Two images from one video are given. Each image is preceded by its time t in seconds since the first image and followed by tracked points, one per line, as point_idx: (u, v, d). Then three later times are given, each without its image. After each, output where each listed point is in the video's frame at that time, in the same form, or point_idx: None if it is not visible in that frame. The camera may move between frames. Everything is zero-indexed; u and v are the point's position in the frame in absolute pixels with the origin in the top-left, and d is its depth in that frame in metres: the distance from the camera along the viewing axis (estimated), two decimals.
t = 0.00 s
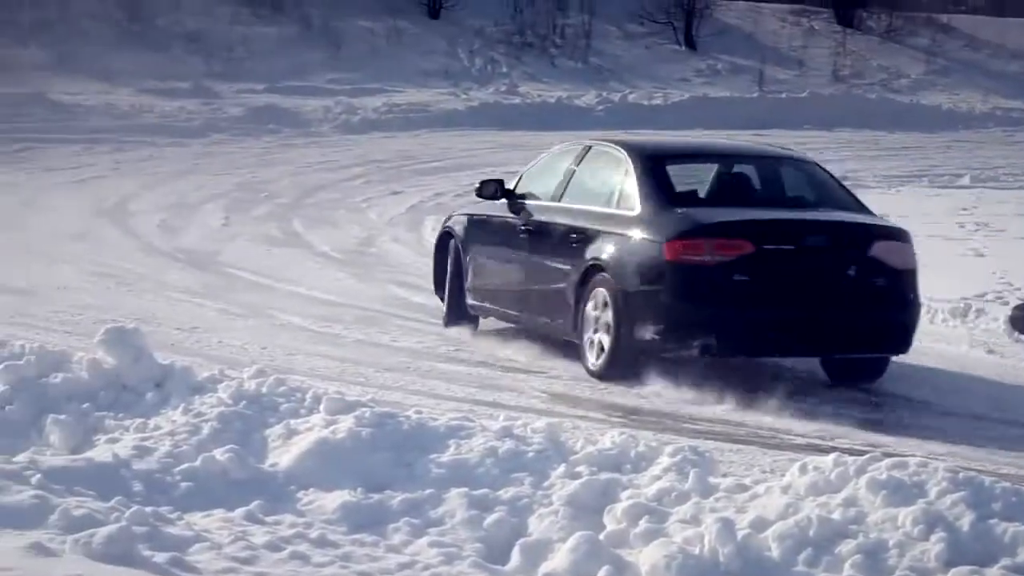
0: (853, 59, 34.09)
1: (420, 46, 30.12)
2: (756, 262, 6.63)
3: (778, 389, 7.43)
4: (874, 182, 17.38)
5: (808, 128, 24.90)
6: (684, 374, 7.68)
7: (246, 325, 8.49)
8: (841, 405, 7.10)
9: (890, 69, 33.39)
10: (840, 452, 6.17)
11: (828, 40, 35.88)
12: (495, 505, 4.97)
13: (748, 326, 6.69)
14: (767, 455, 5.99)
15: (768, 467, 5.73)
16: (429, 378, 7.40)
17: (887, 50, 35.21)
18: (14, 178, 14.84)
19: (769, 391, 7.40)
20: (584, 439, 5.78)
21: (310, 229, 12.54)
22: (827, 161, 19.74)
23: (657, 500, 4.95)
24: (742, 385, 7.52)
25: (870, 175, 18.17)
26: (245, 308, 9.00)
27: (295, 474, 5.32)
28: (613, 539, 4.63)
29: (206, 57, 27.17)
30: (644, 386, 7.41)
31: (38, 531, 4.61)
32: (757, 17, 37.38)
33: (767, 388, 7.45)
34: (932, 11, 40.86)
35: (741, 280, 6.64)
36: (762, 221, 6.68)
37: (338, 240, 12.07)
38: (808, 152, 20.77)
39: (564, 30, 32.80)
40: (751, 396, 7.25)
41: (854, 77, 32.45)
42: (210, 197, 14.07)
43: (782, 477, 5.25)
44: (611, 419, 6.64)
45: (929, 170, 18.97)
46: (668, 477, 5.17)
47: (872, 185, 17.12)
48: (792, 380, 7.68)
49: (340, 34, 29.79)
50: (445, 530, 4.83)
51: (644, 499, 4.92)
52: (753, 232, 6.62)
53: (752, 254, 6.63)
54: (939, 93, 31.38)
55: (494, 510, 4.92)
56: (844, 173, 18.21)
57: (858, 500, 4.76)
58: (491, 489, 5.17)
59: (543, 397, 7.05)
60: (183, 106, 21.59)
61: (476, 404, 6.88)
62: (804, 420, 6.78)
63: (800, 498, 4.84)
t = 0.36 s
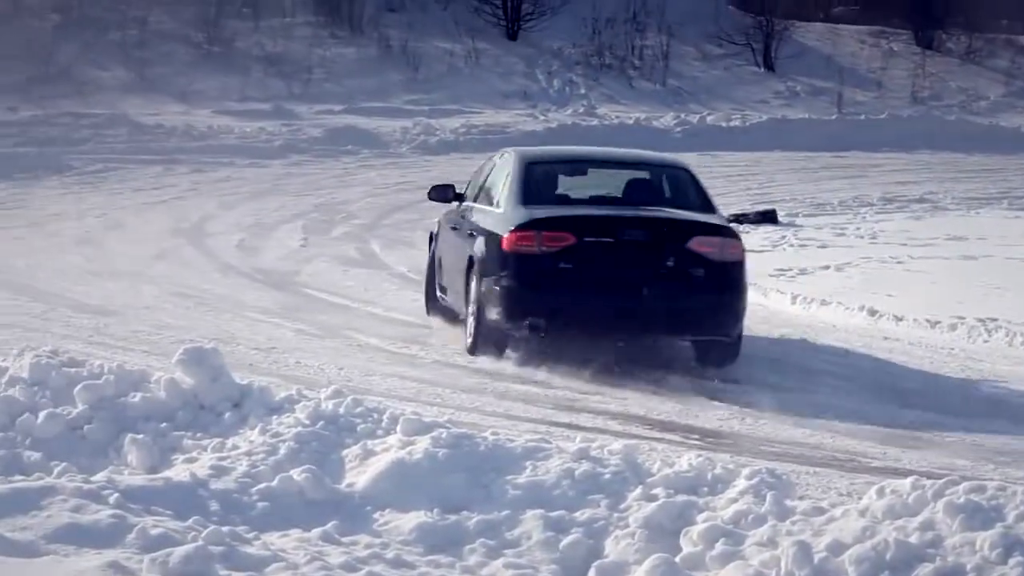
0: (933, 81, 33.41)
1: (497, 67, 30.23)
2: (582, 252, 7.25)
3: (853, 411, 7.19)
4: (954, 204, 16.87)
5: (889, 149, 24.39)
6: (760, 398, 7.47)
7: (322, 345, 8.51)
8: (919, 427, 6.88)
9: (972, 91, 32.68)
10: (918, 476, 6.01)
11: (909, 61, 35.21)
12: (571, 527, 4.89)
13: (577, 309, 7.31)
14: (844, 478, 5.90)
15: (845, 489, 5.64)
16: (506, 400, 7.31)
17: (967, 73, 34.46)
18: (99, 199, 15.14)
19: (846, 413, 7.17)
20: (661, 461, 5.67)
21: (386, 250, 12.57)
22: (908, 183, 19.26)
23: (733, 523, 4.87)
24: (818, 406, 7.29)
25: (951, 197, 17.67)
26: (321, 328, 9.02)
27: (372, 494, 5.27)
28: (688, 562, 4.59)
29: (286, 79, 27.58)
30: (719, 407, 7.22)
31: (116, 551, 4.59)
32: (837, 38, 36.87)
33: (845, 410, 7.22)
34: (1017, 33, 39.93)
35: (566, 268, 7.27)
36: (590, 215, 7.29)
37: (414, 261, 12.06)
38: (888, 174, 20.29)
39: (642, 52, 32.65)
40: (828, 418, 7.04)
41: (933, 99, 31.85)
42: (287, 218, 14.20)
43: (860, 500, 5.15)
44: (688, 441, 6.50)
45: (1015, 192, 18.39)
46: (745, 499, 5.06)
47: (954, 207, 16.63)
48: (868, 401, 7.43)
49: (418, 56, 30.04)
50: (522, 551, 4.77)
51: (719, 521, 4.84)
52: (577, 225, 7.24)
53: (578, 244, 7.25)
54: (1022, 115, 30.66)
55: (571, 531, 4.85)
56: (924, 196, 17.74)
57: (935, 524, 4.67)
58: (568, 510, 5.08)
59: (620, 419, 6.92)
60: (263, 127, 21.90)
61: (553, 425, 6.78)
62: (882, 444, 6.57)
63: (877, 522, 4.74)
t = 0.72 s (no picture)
0: (988, 101, 32.95)
1: (549, 87, 30.26)
2: (454, 246, 8.31)
3: (903, 432, 7.03)
4: (1010, 224, 16.52)
5: (945, 170, 24.00)
6: (813, 418, 7.30)
7: (373, 364, 8.51)
8: (972, 449, 6.72)
9: None
10: (971, 497, 5.91)
11: (965, 81, 34.71)
12: (622, 548, 4.86)
13: (456, 296, 8.37)
14: (896, 498, 5.83)
15: (897, 509, 5.63)
16: (558, 420, 7.25)
17: None
18: (154, 218, 15.32)
19: (897, 433, 7.02)
20: (713, 481, 5.65)
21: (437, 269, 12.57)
22: (963, 203, 18.94)
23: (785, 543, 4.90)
24: (868, 426, 7.13)
25: (1005, 217, 17.32)
26: (372, 347, 9.03)
27: (423, 514, 5.23)
28: None
29: (339, 98, 27.81)
30: (768, 428, 7.09)
31: (167, 569, 4.59)
32: (890, 58, 36.47)
33: (897, 430, 7.06)
34: None
35: (443, 260, 8.34)
36: (463, 215, 8.36)
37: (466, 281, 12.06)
38: (944, 194, 19.94)
39: (694, 72, 32.53)
40: (878, 438, 6.90)
41: (988, 119, 31.38)
42: (338, 237, 14.26)
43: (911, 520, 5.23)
44: (739, 461, 6.42)
45: None
46: (797, 520, 5.08)
47: (1010, 227, 16.30)
48: (919, 421, 7.26)
49: (470, 75, 30.16)
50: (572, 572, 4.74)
51: (771, 542, 4.87)
52: (451, 223, 8.33)
53: (451, 240, 8.33)
54: None
55: (621, 552, 4.82)
56: (978, 216, 17.42)
57: (988, 545, 4.79)
58: (618, 530, 5.04)
59: (671, 439, 6.83)
60: (315, 147, 22.07)
61: (605, 445, 6.71)
62: (936, 465, 6.42)
63: (929, 543, 4.84)
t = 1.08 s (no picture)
0: None
1: (585, 103, 30.26)
2: (380, 241, 9.64)
3: (939, 449, 6.91)
4: None
5: (983, 187, 23.70)
6: (849, 435, 7.21)
7: (409, 380, 8.50)
8: (1009, 466, 6.60)
9: None
10: (1009, 514, 5.82)
11: (1004, 98, 34.35)
12: (658, 565, 4.82)
13: (385, 284, 9.67)
14: (932, 516, 5.75)
15: (933, 527, 5.57)
16: (593, 436, 7.19)
17: None
18: (191, 234, 15.44)
19: (933, 450, 6.90)
20: (749, 499, 5.61)
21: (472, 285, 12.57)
22: (1002, 220, 18.69)
23: (821, 560, 4.89)
24: (904, 443, 7.03)
25: None
26: (408, 363, 9.03)
27: (459, 530, 5.20)
28: None
29: (376, 115, 27.95)
30: (801, 445, 6.99)
31: None
32: (928, 75, 36.17)
33: (933, 447, 6.95)
34: None
35: (372, 252, 9.66)
36: (392, 215, 9.65)
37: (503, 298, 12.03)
38: (982, 211, 19.69)
39: (731, 88, 32.41)
40: (915, 455, 6.80)
41: None
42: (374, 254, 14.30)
43: (948, 538, 5.23)
44: (775, 477, 6.34)
45: None
46: (833, 538, 5.07)
47: None
48: (956, 438, 7.14)
49: (507, 92, 30.22)
50: None
51: (807, 559, 4.86)
52: (378, 220, 9.65)
53: (380, 236, 9.65)
54: None
55: (658, 569, 4.78)
56: (1017, 232, 17.17)
57: None
58: (655, 547, 5.01)
59: (707, 456, 6.76)
60: (352, 163, 22.18)
61: (640, 462, 6.65)
62: (974, 483, 6.31)
63: (966, 561, 4.85)
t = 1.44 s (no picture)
0: None
1: (601, 118, 30.29)
2: (331, 239, 10.67)
3: (954, 464, 6.87)
4: None
5: (999, 202, 23.60)
6: (863, 450, 7.16)
7: (423, 396, 8.49)
8: None
9: None
10: None
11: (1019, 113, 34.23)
12: None
13: (335, 278, 10.69)
14: (947, 531, 5.71)
15: (948, 543, 5.53)
16: (607, 452, 7.16)
17: None
18: (206, 249, 15.49)
19: (947, 465, 6.85)
20: (764, 514, 5.58)
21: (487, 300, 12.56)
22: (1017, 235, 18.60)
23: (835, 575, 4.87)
24: (918, 459, 6.98)
25: None
26: (422, 378, 9.02)
27: (472, 545, 5.19)
28: None
29: (392, 130, 28.02)
30: (815, 461, 6.94)
31: None
32: (943, 89, 36.09)
33: (947, 463, 6.90)
34: None
35: (324, 249, 10.71)
36: (341, 216, 10.68)
37: (518, 313, 12.01)
38: (999, 226, 19.59)
39: (747, 103, 32.41)
40: (929, 470, 6.74)
41: None
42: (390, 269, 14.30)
43: (963, 555, 5.21)
44: (789, 493, 6.30)
45: None
46: (848, 553, 5.05)
47: None
48: (970, 453, 7.09)
49: (522, 107, 30.28)
50: None
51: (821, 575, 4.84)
52: (329, 220, 10.70)
53: (330, 234, 10.69)
54: None
55: None
56: None
57: None
58: (669, 563, 4.99)
59: (720, 472, 6.72)
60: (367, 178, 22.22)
61: (655, 477, 6.61)
62: (989, 500, 6.25)
63: None
